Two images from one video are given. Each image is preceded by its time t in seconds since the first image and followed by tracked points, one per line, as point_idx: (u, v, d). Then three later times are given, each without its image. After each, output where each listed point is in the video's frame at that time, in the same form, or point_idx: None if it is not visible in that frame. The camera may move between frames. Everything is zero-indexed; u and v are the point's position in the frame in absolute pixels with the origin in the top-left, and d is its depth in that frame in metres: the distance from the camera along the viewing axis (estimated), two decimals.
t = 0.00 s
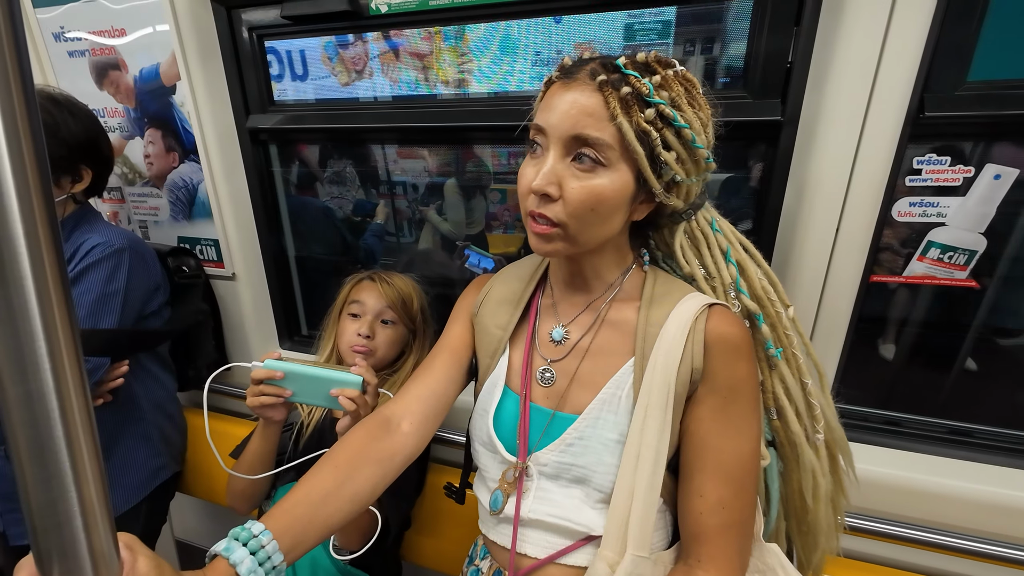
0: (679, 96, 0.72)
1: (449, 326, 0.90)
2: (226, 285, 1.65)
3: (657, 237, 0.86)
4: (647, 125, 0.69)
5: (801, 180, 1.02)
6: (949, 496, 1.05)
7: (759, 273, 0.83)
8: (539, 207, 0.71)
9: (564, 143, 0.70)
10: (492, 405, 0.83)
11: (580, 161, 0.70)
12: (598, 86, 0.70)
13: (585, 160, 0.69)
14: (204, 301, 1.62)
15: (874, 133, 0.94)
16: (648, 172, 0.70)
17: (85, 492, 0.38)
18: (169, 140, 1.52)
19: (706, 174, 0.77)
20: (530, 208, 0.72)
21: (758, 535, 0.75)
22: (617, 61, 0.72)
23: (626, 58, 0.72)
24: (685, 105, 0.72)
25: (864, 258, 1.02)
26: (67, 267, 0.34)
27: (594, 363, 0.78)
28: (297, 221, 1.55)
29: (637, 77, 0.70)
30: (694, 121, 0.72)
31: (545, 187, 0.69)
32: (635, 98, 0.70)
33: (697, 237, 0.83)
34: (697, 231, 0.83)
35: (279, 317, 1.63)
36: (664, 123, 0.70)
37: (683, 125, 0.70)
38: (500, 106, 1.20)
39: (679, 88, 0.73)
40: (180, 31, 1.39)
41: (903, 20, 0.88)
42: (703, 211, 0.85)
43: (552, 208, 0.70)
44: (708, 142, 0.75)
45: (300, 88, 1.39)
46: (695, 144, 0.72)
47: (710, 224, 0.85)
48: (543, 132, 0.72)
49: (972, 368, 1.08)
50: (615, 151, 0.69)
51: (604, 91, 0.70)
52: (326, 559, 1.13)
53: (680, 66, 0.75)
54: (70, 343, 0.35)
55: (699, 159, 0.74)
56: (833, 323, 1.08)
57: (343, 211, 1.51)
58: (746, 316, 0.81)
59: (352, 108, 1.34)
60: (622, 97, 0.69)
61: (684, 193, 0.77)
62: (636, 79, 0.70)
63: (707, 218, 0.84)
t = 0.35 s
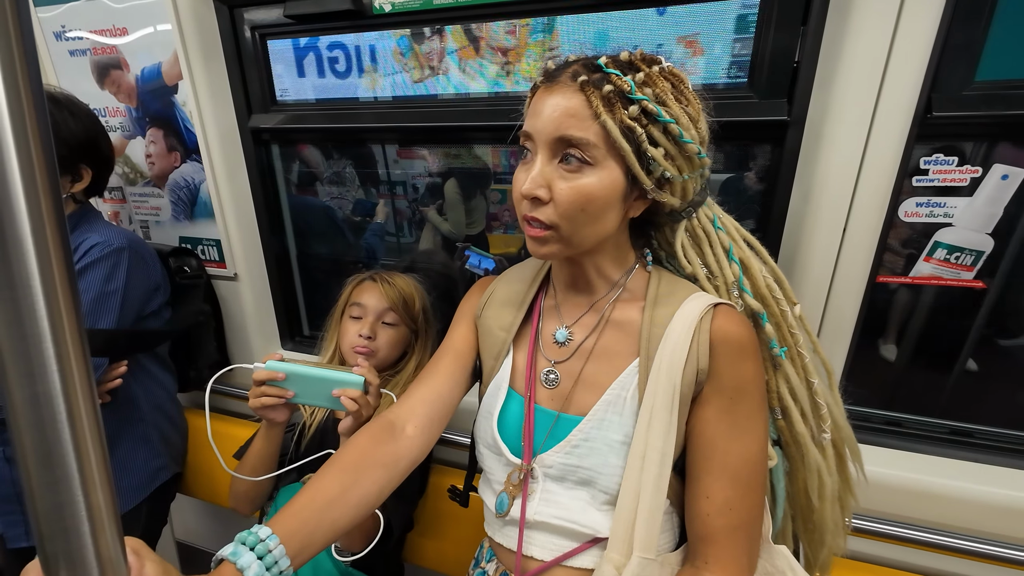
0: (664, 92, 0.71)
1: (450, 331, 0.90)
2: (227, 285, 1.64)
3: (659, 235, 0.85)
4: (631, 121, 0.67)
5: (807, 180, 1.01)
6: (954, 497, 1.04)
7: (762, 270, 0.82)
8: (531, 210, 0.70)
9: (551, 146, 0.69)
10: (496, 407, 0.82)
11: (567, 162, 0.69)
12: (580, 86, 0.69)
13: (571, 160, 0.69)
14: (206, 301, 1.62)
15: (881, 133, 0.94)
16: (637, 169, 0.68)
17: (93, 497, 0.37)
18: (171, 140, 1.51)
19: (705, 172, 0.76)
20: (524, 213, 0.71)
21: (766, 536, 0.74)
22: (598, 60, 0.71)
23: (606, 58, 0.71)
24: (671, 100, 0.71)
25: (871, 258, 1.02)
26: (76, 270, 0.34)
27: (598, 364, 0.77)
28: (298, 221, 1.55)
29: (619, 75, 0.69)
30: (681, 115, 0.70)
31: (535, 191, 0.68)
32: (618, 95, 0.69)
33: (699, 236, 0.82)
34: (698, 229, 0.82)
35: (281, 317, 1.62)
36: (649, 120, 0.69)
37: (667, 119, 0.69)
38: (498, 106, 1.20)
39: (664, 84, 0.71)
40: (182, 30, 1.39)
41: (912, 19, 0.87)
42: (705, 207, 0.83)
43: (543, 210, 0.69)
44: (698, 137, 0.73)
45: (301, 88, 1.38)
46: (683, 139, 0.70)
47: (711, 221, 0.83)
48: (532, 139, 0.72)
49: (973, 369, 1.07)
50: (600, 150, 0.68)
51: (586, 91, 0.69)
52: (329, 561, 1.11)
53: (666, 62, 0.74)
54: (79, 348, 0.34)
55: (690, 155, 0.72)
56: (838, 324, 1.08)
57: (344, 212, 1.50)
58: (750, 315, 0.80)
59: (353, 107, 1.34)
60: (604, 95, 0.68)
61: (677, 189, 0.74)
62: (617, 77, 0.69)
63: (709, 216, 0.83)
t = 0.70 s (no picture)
0: (675, 91, 0.69)
1: (453, 336, 0.89)
2: (228, 285, 1.64)
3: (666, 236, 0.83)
4: (641, 122, 0.66)
5: (815, 181, 1.01)
6: (961, 499, 1.04)
7: (772, 272, 0.81)
8: (536, 213, 0.69)
9: (556, 147, 0.68)
10: (501, 408, 0.81)
11: (574, 163, 0.68)
12: (588, 84, 0.68)
13: (578, 162, 0.68)
14: (207, 302, 1.61)
15: (889, 134, 0.93)
16: (647, 171, 0.68)
17: (98, 505, 0.36)
18: (172, 139, 1.50)
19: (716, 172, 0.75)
20: (529, 216, 0.70)
21: (776, 539, 0.73)
22: (607, 58, 0.70)
23: (615, 55, 0.70)
24: (682, 99, 0.69)
25: (879, 259, 1.01)
26: (82, 270, 0.33)
27: (604, 367, 0.77)
28: (300, 221, 1.54)
29: (628, 73, 0.68)
30: (692, 115, 0.69)
31: (540, 193, 0.67)
32: (627, 95, 0.68)
33: (708, 237, 0.80)
34: (706, 230, 0.81)
35: (283, 318, 1.61)
36: (659, 120, 0.68)
37: (678, 120, 0.67)
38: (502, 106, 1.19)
39: (675, 83, 0.70)
40: (184, 29, 1.38)
41: (923, 17, 0.87)
42: (712, 208, 0.82)
43: (548, 214, 0.68)
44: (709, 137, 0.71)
45: (304, 88, 1.37)
46: (695, 140, 0.69)
47: (720, 222, 0.82)
48: (535, 139, 0.71)
49: (975, 370, 1.07)
50: (609, 151, 0.67)
51: (595, 90, 0.67)
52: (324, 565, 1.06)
53: (677, 59, 0.73)
54: (85, 352, 0.34)
55: (699, 156, 0.71)
56: (845, 325, 1.07)
57: (345, 212, 1.49)
58: (760, 318, 0.79)
59: (355, 107, 1.33)
60: (613, 95, 0.67)
61: (687, 191, 0.73)
62: (626, 76, 0.68)
63: (717, 217, 0.81)
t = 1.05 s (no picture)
0: (659, 92, 0.69)
1: (445, 332, 0.90)
2: (226, 283, 1.65)
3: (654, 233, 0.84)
4: (623, 126, 0.67)
5: (804, 178, 1.02)
6: (949, 493, 1.05)
7: (760, 269, 0.82)
8: (520, 216, 0.70)
9: (538, 150, 0.69)
10: (492, 402, 0.83)
11: (557, 166, 0.69)
12: (570, 87, 0.68)
13: (560, 165, 0.69)
14: (204, 299, 1.61)
15: (877, 131, 0.94)
16: (630, 175, 0.68)
17: (91, 488, 0.37)
18: (169, 137, 1.51)
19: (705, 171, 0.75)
20: (512, 218, 0.71)
21: (761, 529, 0.74)
22: (591, 58, 0.70)
23: (600, 56, 0.70)
24: (667, 101, 0.69)
25: (867, 255, 1.02)
26: (75, 257, 0.34)
27: (593, 361, 0.78)
28: (297, 219, 1.55)
29: (611, 76, 0.68)
30: (677, 117, 0.69)
31: (522, 196, 0.68)
32: (610, 98, 0.68)
33: (696, 235, 0.81)
34: (695, 228, 0.82)
35: (280, 315, 1.62)
36: (642, 123, 0.68)
37: (662, 124, 0.67)
38: (497, 104, 1.20)
39: (659, 84, 0.70)
40: (181, 28, 1.39)
41: (910, 15, 0.88)
42: (702, 206, 0.83)
43: (532, 217, 0.69)
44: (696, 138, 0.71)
45: (302, 87, 1.39)
46: (678, 143, 0.68)
47: (708, 219, 0.83)
48: (520, 139, 0.72)
49: (970, 368, 1.08)
50: (590, 155, 0.68)
51: (577, 93, 0.68)
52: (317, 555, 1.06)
53: (664, 58, 0.72)
54: (78, 339, 0.34)
55: (685, 158, 0.71)
56: (834, 321, 1.08)
57: (342, 210, 1.50)
58: (749, 315, 0.80)
59: (352, 105, 1.34)
60: (596, 98, 0.67)
61: (671, 193, 0.73)
62: (609, 79, 0.68)
63: (706, 214, 0.82)
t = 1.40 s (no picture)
0: (636, 97, 0.69)
1: (439, 328, 0.91)
2: (226, 280, 1.66)
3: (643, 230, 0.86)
4: (598, 133, 0.68)
5: (795, 174, 1.03)
6: (941, 486, 1.06)
7: (750, 263, 0.83)
8: (501, 217, 0.73)
9: (516, 154, 0.70)
10: (487, 396, 0.84)
11: (533, 170, 0.70)
12: (546, 92, 0.69)
13: (535, 170, 0.70)
14: (204, 296, 1.62)
15: (866, 127, 0.96)
16: (606, 181, 0.69)
17: (94, 466, 0.38)
18: (169, 135, 1.53)
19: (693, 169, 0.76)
20: (492, 219, 0.74)
21: (751, 518, 0.76)
22: (568, 62, 0.71)
23: (578, 61, 0.70)
24: (644, 105, 0.69)
25: (858, 250, 1.03)
26: (79, 240, 0.35)
27: (584, 354, 0.79)
28: (297, 217, 1.56)
29: (587, 81, 0.69)
30: (655, 121, 0.69)
31: (501, 199, 0.71)
32: (586, 104, 0.69)
33: (685, 232, 0.83)
34: (684, 225, 0.83)
35: (279, 313, 1.63)
36: (618, 130, 0.69)
37: (638, 130, 0.68)
38: (491, 103, 1.22)
39: (637, 87, 0.70)
40: (181, 28, 1.40)
41: (897, 13, 0.89)
42: (691, 202, 0.84)
43: (511, 218, 0.72)
44: (675, 140, 0.71)
45: (301, 85, 1.40)
46: (656, 148, 0.69)
47: (697, 216, 0.84)
48: (500, 140, 0.73)
49: (967, 366, 1.09)
50: (565, 160, 0.69)
51: (553, 99, 0.69)
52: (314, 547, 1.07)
53: (645, 58, 0.73)
54: (82, 320, 0.36)
55: (667, 162, 0.71)
56: (827, 316, 1.09)
57: (341, 209, 1.51)
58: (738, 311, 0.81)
59: (351, 104, 1.35)
60: (571, 104, 0.68)
61: (649, 196, 0.74)
62: (585, 84, 0.69)
63: (695, 211, 0.83)
